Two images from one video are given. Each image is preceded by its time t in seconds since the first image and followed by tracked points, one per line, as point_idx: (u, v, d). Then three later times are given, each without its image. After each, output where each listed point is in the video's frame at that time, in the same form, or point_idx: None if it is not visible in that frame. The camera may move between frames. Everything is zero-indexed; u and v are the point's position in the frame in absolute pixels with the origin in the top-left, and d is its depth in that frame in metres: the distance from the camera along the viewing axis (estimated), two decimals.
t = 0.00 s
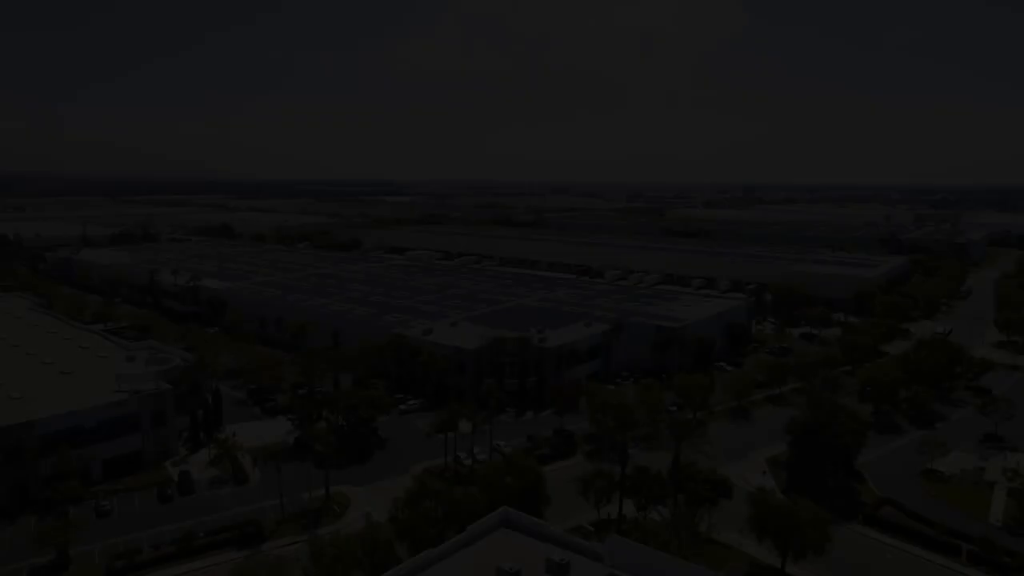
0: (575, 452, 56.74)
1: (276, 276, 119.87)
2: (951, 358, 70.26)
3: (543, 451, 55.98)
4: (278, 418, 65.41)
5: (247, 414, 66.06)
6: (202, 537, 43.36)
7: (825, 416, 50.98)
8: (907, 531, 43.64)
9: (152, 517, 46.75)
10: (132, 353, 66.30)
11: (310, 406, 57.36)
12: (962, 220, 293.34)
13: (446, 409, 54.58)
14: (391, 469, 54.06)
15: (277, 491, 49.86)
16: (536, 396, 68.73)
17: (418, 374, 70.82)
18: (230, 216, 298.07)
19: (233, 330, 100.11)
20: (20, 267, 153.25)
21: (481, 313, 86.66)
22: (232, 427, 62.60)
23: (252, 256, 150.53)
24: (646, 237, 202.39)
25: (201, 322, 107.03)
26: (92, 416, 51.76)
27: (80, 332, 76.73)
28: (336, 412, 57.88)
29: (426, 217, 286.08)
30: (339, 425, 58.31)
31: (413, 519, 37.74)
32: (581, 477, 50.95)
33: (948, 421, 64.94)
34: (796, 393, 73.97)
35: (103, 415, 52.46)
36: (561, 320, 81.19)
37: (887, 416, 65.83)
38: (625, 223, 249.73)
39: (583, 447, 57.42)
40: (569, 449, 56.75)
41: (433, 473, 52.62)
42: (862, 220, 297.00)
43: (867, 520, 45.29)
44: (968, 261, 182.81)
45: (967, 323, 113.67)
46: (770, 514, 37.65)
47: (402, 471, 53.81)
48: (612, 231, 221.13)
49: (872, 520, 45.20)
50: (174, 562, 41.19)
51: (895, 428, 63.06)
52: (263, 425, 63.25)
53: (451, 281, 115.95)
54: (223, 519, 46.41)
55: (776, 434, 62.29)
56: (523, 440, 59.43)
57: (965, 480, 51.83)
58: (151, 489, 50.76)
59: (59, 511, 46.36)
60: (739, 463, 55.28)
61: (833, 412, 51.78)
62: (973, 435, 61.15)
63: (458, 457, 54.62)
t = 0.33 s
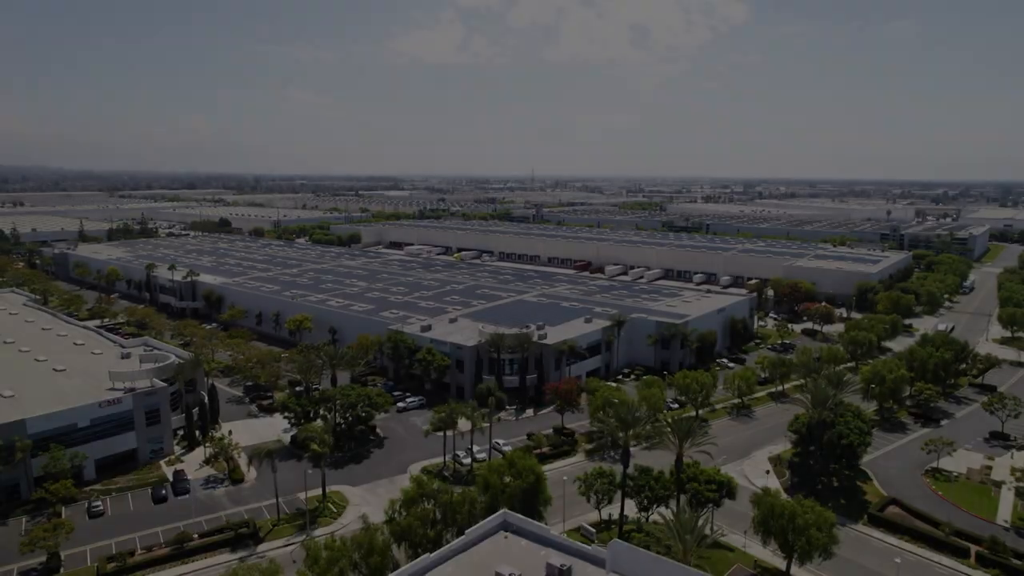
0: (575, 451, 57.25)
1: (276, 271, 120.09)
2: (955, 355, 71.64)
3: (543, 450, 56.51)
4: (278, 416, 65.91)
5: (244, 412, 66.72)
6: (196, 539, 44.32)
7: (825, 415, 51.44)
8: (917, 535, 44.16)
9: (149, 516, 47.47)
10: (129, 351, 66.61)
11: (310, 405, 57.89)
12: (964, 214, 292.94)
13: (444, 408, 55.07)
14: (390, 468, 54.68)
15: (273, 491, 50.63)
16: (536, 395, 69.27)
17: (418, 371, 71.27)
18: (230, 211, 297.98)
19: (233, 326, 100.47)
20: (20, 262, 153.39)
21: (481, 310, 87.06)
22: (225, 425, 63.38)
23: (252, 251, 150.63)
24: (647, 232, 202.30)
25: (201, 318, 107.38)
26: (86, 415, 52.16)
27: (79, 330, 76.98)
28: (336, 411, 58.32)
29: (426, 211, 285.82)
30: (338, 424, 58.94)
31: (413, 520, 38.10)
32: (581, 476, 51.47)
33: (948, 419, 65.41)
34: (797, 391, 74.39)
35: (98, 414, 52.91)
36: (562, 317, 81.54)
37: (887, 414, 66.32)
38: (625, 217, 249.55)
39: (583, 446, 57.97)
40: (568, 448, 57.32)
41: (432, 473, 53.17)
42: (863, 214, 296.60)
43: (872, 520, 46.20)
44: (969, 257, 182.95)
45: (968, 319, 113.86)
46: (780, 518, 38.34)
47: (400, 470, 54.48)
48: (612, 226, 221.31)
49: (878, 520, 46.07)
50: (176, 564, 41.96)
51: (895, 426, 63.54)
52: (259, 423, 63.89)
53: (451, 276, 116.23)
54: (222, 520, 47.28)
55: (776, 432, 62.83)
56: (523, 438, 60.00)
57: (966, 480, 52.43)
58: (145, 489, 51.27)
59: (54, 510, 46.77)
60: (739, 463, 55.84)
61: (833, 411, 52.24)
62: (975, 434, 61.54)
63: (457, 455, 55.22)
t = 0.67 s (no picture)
0: (576, 450, 56.40)
1: (274, 267, 119.00)
2: (959, 352, 70.56)
3: (544, 449, 55.68)
4: (275, 414, 65.02)
5: (240, 410, 65.82)
6: (190, 541, 43.47)
7: (831, 414, 50.48)
8: (925, 537, 43.33)
9: (142, 518, 46.69)
10: (124, 348, 65.72)
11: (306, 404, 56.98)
12: (965, 210, 292.00)
13: (443, 406, 54.15)
14: (388, 467, 53.81)
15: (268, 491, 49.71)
16: (536, 392, 68.38)
17: (417, 368, 70.33)
18: (229, 206, 296.66)
19: (231, 322, 99.49)
20: (17, 258, 152.31)
21: (480, 306, 86.06)
22: (220, 424, 62.51)
23: (251, 246, 149.45)
24: (647, 227, 201.16)
25: (198, 314, 106.44)
26: (79, 414, 51.27)
27: (74, 326, 75.99)
28: (333, 409, 57.43)
29: (425, 206, 284.33)
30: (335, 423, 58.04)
31: (411, 523, 37.18)
32: (582, 475, 50.60)
33: (953, 417, 64.56)
34: (800, 389, 73.48)
35: (91, 414, 51.99)
36: (562, 314, 80.55)
37: (892, 412, 65.46)
38: (626, 212, 248.19)
39: (584, 445, 57.15)
40: (569, 446, 56.50)
41: (431, 472, 52.30)
42: (864, 209, 295.37)
43: (878, 522, 45.35)
44: (971, 252, 182.00)
45: (971, 315, 112.99)
46: (786, 520, 37.53)
47: (398, 469, 53.63)
48: (612, 221, 220.05)
49: (884, 521, 45.29)
50: (169, 566, 41.16)
51: (901, 424, 62.67)
52: (256, 422, 63.01)
53: (451, 272, 115.21)
54: (217, 522, 46.42)
55: (780, 430, 61.93)
56: (524, 437, 59.15)
57: (974, 480, 51.56)
58: (139, 489, 50.43)
59: (46, 511, 45.96)
60: (743, 462, 55.00)
61: (839, 410, 51.31)
62: (981, 432, 60.68)
63: (456, 454, 54.38)
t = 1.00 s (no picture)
0: (577, 449, 55.48)
1: (272, 262, 117.93)
2: (965, 349, 69.57)
3: (544, 448, 54.73)
4: (271, 412, 64.12)
5: (236, 408, 64.91)
6: (184, 543, 42.64)
7: (837, 413, 49.45)
8: (932, 539, 42.51)
9: (135, 519, 45.82)
10: (118, 345, 64.79)
11: (303, 403, 56.04)
12: (966, 204, 291.22)
13: (441, 405, 53.19)
14: (386, 467, 52.89)
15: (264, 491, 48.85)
16: (536, 390, 67.42)
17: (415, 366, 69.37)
18: (228, 201, 295.58)
19: (228, 319, 98.44)
20: (13, 253, 151.25)
21: (480, 302, 85.02)
22: (216, 422, 61.58)
23: (249, 242, 148.38)
24: (648, 222, 200.05)
25: (195, 310, 105.33)
26: (72, 414, 50.38)
27: (68, 323, 75.04)
28: (330, 407, 56.49)
29: (425, 201, 283.11)
30: (332, 422, 57.05)
31: (409, 526, 36.26)
32: (583, 475, 49.68)
33: (959, 415, 63.68)
34: (803, 386, 72.52)
35: (83, 413, 51.07)
36: (563, 310, 79.53)
37: (897, 410, 64.60)
38: (626, 207, 246.90)
39: (585, 444, 56.26)
40: (570, 446, 55.57)
41: (429, 472, 51.37)
42: (865, 204, 294.12)
43: (885, 523, 44.52)
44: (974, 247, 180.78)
45: (975, 311, 112.14)
46: (792, 523, 36.69)
47: (397, 468, 52.74)
48: (612, 216, 219.14)
49: (891, 523, 44.46)
50: (162, 570, 40.32)
51: (906, 423, 61.76)
52: (252, 420, 62.10)
53: (450, 267, 114.17)
54: (211, 523, 45.58)
55: (784, 429, 61.05)
56: (524, 436, 58.24)
57: (981, 480, 50.67)
58: (132, 489, 49.58)
59: (37, 512, 45.12)
60: (747, 461, 54.14)
61: (845, 409, 50.29)
62: (987, 431, 59.81)
63: (455, 453, 53.45)
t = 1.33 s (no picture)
0: (577, 448, 54.57)
1: (269, 258, 116.84)
2: (970, 346, 68.63)
3: (544, 447, 53.80)
4: (267, 411, 63.20)
5: (232, 406, 63.97)
6: (176, 546, 41.76)
7: (843, 413, 48.41)
8: (941, 542, 41.67)
9: (128, 521, 44.93)
10: (112, 342, 63.85)
11: (299, 402, 55.10)
12: (968, 199, 289.89)
13: (440, 404, 52.23)
14: (384, 467, 51.99)
15: (259, 492, 47.97)
16: (536, 388, 66.46)
17: (413, 363, 68.33)
18: (227, 196, 294.59)
19: (225, 315, 97.43)
20: (10, 248, 150.05)
21: (479, 298, 83.97)
22: (212, 421, 60.64)
23: (247, 237, 147.26)
24: (648, 217, 198.96)
25: (192, 306, 104.21)
26: (63, 413, 49.43)
27: (62, 320, 74.06)
28: (326, 406, 55.58)
29: (424, 196, 282.05)
30: (329, 421, 56.13)
31: (406, 530, 35.32)
32: (585, 476, 48.79)
33: (965, 413, 62.75)
34: (806, 384, 71.55)
35: (75, 412, 50.10)
36: (563, 307, 78.58)
37: (901, 408, 63.68)
38: (627, 202, 245.67)
39: (586, 444, 55.32)
40: (571, 445, 54.64)
41: (427, 472, 50.46)
42: (866, 199, 292.85)
43: (892, 525, 43.69)
44: (977, 242, 179.64)
45: (978, 307, 111.20)
46: (799, 526, 35.85)
47: (394, 468, 51.83)
48: (612, 210, 218.05)
49: (898, 525, 43.56)
50: (154, 573, 39.46)
51: (911, 421, 60.91)
52: (248, 418, 61.17)
53: (449, 263, 113.13)
54: (205, 524, 44.71)
55: (788, 427, 60.14)
56: (524, 434, 57.35)
57: (989, 481, 49.81)
58: (126, 490, 48.71)
59: (27, 514, 44.26)
60: (750, 460, 53.28)
61: (851, 408, 49.26)
62: (994, 430, 58.91)
63: (454, 453, 52.51)
